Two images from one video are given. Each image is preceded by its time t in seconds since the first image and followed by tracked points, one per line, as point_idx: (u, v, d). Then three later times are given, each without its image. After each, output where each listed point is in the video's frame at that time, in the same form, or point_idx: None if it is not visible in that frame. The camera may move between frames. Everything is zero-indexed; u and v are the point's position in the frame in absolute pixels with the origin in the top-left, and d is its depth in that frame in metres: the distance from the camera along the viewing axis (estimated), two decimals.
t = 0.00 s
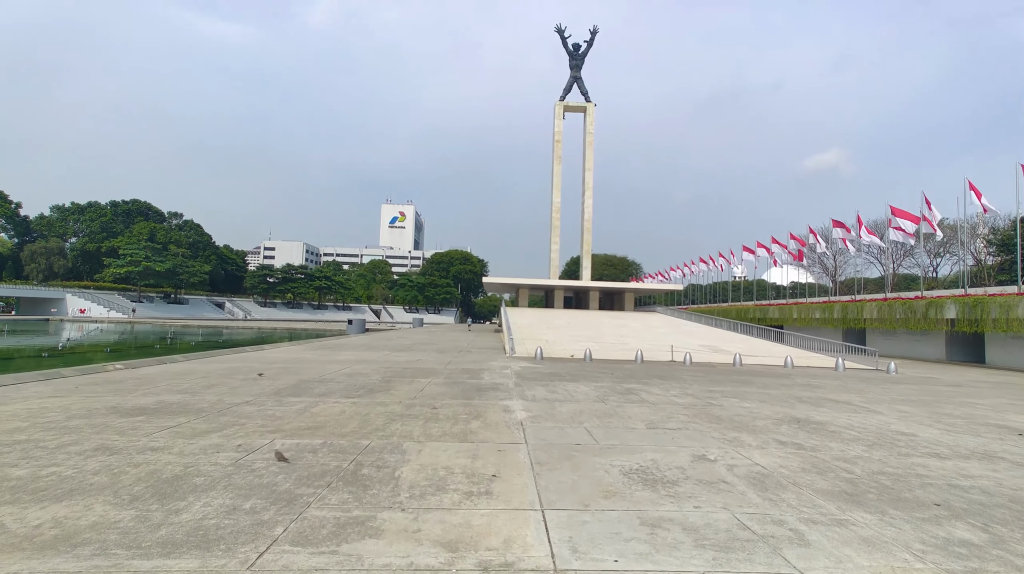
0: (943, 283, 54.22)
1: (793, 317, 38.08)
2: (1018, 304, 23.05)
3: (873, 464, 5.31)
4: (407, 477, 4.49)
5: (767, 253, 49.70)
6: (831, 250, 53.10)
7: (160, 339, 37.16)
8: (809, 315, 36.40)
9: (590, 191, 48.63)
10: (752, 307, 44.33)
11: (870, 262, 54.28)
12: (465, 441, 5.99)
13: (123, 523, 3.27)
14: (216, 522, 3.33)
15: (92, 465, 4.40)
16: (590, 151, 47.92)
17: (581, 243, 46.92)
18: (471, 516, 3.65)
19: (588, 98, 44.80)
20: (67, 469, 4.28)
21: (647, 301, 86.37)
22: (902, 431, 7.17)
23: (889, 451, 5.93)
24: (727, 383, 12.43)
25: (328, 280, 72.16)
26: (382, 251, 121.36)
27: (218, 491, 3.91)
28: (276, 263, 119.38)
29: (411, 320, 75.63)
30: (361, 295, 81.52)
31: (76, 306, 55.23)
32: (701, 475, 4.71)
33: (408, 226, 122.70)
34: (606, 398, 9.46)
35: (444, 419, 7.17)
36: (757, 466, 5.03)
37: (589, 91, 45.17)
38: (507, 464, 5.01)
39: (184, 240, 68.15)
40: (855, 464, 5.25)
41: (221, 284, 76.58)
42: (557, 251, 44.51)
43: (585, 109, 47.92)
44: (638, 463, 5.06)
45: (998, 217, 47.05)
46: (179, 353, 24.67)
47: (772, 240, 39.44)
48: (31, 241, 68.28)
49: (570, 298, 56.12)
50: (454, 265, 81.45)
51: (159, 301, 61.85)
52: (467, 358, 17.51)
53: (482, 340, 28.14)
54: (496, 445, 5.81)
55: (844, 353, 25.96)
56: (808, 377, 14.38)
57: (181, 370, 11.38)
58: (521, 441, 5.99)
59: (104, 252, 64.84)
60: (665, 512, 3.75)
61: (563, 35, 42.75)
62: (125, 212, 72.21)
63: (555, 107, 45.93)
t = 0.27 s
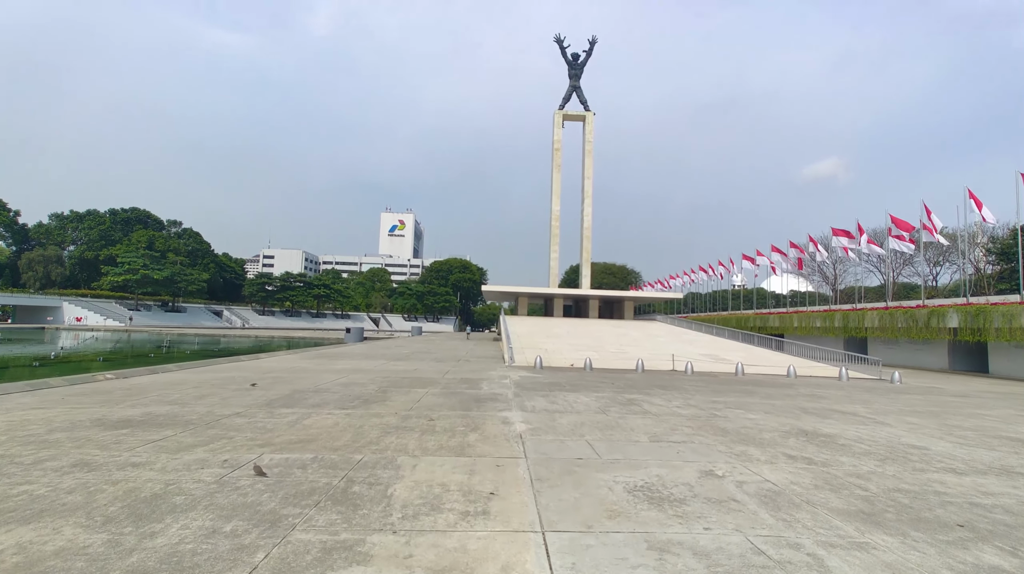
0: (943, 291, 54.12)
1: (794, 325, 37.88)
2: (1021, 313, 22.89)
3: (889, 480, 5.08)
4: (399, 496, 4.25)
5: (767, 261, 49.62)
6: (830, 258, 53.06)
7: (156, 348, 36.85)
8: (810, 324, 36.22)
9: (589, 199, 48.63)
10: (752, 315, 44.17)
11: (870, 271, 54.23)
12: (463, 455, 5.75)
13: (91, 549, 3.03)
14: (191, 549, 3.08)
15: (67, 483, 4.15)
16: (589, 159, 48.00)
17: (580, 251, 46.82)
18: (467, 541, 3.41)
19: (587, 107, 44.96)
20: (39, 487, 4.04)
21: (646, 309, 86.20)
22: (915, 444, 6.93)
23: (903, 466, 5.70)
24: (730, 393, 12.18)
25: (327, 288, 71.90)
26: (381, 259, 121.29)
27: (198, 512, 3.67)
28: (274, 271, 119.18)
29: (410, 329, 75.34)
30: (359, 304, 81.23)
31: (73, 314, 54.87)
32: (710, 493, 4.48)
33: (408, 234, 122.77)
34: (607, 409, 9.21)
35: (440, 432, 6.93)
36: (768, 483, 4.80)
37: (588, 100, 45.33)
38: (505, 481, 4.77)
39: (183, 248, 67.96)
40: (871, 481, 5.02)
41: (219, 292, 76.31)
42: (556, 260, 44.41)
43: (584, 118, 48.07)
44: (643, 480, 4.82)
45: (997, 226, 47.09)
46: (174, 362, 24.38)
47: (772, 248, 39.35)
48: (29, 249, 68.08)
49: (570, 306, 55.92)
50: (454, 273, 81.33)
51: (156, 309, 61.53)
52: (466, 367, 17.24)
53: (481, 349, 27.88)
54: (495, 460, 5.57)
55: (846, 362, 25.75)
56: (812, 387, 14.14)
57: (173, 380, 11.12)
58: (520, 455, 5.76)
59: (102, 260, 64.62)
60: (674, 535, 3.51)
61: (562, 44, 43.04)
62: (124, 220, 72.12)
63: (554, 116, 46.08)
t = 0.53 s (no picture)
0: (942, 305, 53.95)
1: (794, 339, 37.59)
2: None
3: (909, 505, 4.79)
4: (387, 523, 3.96)
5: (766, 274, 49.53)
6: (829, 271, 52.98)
7: (150, 362, 36.40)
8: (810, 338, 35.95)
9: (588, 213, 48.73)
10: (752, 329, 43.89)
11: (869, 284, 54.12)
12: (456, 476, 5.46)
13: None
14: None
15: (29, 511, 3.87)
16: (588, 173, 48.18)
17: (579, 265, 46.70)
18: None
19: (586, 122, 45.27)
20: None
21: (646, 323, 85.87)
22: (929, 464, 6.64)
23: (919, 488, 5.42)
24: (734, 409, 11.89)
25: (325, 301, 71.51)
26: (380, 272, 121.23)
27: (167, 544, 3.40)
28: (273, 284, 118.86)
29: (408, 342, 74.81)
30: (358, 317, 80.80)
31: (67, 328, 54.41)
32: (718, 519, 4.20)
33: (407, 248, 122.83)
34: (608, 426, 8.91)
35: (434, 450, 6.64)
36: (781, 508, 4.51)
37: (586, 115, 45.65)
38: (501, 507, 4.46)
39: (181, 261, 67.71)
40: (888, 505, 4.74)
41: (216, 305, 75.92)
42: (555, 273, 44.26)
43: (583, 132, 48.37)
44: (648, 505, 4.54)
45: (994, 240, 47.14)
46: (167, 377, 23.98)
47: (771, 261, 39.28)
48: (26, 263, 67.81)
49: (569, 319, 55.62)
50: (452, 287, 81.12)
51: (152, 323, 61.07)
52: (463, 382, 16.91)
53: (479, 363, 27.53)
54: (490, 481, 5.29)
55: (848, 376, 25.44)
56: (816, 402, 13.85)
57: (162, 396, 10.80)
58: (517, 477, 5.46)
59: (99, 274, 64.33)
60: (684, 569, 3.23)
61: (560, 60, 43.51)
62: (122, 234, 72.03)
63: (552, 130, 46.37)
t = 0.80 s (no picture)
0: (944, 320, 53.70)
1: (796, 354, 37.27)
2: None
3: (930, 532, 4.51)
4: (373, 555, 3.67)
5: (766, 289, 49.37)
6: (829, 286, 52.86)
7: (145, 378, 35.97)
8: (812, 353, 35.65)
9: (587, 227, 48.76)
10: (752, 344, 43.56)
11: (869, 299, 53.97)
12: (450, 499, 5.18)
13: None
14: None
15: None
16: (587, 188, 48.34)
17: (579, 279, 46.52)
18: None
19: (584, 137, 45.51)
20: None
21: (646, 338, 85.45)
22: (945, 486, 6.36)
23: (938, 513, 5.12)
24: (738, 426, 11.58)
25: (324, 315, 71.23)
26: (379, 287, 121.06)
27: None
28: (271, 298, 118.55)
29: (406, 357, 74.32)
30: (356, 332, 80.33)
31: (63, 342, 54.03)
32: (730, 549, 3.91)
33: (407, 262, 122.86)
34: (609, 445, 8.62)
35: (427, 471, 6.34)
36: (794, 536, 4.23)
37: (585, 130, 45.96)
38: (496, 535, 4.18)
39: (179, 275, 67.54)
40: (910, 533, 4.45)
41: (214, 319, 75.57)
42: (554, 287, 44.05)
43: (581, 147, 48.65)
44: (652, 532, 4.26)
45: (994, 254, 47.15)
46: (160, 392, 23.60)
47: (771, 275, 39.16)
48: (24, 277, 67.65)
49: (568, 334, 55.31)
50: (451, 301, 80.84)
51: (149, 337, 60.67)
52: (460, 398, 16.56)
53: (477, 379, 27.17)
54: (485, 506, 4.99)
55: (851, 392, 25.08)
56: (821, 419, 13.54)
57: (149, 413, 10.51)
58: (514, 500, 5.19)
59: (97, 288, 64.06)
60: None
61: (559, 77, 43.90)
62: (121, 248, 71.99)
63: (552, 146, 46.65)
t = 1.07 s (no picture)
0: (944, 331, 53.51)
1: (797, 364, 36.98)
2: None
3: (953, 554, 4.25)
4: None
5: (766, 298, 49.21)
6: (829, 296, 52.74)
7: (140, 388, 35.60)
8: (813, 364, 35.39)
9: (586, 237, 48.70)
10: (753, 354, 43.28)
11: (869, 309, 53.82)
12: (445, 517, 4.92)
13: None
14: None
15: None
16: (586, 198, 48.36)
17: (578, 289, 46.35)
18: None
19: (583, 147, 45.65)
20: None
21: (646, 348, 85.10)
22: (962, 503, 6.10)
23: (958, 532, 4.88)
24: (742, 438, 11.30)
25: (322, 325, 70.86)
26: (378, 297, 120.72)
27: None
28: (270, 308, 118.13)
29: (404, 367, 73.86)
30: (354, 342, 79.74)
31: (58, 353, 53.56)
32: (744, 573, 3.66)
33: (406, 272, 122.68)
34: (611, 457, 8.35)
35: (421, 486, 6.06)
36: (810, 558, 3.97)
37: (584, 141, 46.09)
38: (493, 558, 3.90)
39: (177, 285, 67.22)
40: (932, 555, 4.19)
41: (212, 329, 75.13)
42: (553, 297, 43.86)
43: (581, 157, 48.75)
44: (660, 554, 3.99)
45: (993, 265, 47.12)
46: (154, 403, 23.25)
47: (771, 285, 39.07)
48: (21, 287, 67.32)
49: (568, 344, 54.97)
50: (450, 311, 80.58)
51: (145, 347, 60.21)
52: (458, 409, 16.26)
53: (476, 389, 26.82)
54: (482, 524, 4.73)
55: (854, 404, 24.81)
56: (826, 431, 13.27)
57: (137, 425, 10.21)
58: (512, 518, 4.92)
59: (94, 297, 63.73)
60: None
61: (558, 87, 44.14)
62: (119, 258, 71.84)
63: (551, 156, 46.74)
